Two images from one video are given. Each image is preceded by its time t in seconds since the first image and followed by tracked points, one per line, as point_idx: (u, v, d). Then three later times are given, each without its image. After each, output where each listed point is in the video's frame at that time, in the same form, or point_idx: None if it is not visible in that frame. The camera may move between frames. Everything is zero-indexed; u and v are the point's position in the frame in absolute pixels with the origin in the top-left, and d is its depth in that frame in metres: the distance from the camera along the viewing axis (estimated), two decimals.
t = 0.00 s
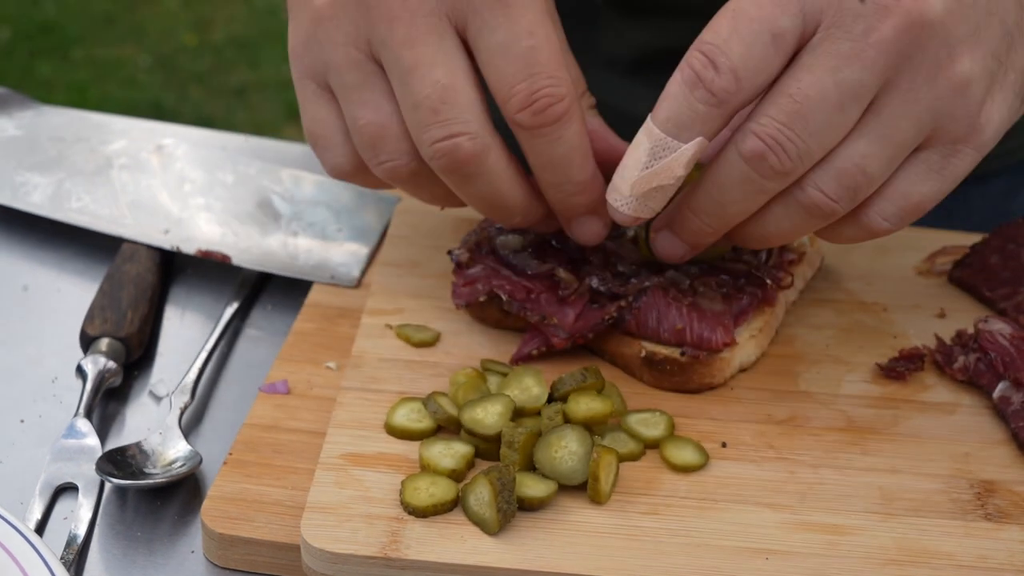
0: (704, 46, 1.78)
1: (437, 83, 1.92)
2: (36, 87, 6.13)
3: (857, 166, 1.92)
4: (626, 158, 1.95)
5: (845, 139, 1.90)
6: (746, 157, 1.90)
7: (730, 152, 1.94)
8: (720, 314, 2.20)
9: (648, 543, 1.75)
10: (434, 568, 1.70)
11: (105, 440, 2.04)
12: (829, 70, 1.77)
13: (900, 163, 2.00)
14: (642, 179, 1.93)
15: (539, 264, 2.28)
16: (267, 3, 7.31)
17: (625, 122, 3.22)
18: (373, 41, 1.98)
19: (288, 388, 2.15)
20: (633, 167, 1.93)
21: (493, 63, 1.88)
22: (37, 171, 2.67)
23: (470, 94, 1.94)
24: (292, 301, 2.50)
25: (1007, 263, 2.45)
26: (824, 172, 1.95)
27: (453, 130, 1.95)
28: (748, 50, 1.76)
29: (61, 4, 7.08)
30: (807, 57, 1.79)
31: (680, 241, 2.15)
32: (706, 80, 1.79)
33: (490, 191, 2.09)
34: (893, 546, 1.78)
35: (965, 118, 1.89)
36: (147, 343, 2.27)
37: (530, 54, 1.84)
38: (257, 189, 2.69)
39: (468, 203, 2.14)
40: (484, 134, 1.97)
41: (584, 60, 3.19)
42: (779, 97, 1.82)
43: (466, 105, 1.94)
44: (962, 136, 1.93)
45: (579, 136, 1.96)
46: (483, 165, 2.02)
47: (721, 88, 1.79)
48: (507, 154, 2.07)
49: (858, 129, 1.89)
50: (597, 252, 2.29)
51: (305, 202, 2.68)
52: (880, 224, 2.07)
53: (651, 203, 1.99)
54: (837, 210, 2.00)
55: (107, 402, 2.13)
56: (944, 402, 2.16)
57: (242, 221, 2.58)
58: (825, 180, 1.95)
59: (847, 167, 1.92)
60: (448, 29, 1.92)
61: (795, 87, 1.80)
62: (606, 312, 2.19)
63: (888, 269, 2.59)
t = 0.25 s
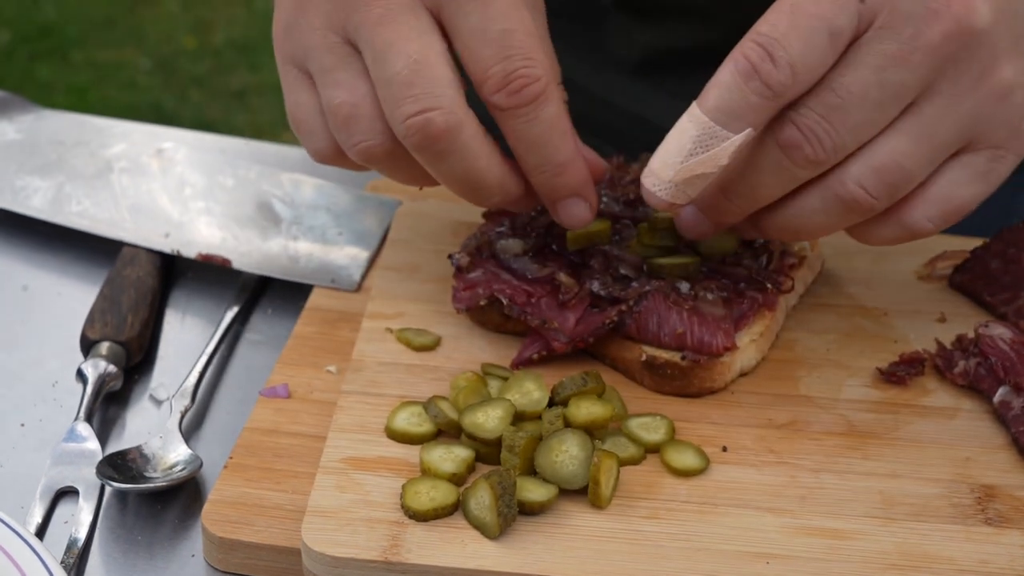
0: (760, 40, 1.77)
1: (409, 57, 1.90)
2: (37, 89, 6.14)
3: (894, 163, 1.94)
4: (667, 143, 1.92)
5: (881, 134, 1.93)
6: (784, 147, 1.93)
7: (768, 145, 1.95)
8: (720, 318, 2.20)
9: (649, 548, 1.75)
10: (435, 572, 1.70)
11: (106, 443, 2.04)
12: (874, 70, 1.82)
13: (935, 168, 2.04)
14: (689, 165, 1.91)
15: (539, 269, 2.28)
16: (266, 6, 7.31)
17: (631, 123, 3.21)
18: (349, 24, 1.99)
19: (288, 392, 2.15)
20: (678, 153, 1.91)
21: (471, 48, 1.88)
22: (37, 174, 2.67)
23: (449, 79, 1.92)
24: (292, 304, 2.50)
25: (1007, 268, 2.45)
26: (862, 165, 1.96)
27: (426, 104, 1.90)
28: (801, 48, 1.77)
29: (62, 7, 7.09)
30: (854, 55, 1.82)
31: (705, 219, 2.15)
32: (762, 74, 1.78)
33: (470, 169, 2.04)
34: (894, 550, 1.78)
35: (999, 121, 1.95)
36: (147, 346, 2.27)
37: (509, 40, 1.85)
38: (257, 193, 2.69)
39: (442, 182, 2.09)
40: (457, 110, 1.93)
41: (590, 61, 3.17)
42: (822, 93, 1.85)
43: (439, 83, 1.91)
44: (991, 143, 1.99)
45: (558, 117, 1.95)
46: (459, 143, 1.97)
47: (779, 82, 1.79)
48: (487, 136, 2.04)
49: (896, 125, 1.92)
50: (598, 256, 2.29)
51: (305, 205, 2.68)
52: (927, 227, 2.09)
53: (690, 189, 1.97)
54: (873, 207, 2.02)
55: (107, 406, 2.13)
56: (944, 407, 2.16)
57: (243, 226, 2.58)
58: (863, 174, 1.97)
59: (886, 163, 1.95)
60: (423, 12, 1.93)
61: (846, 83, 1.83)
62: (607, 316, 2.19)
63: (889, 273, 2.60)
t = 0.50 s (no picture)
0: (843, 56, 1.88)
1: (496, 61, 1.89)
2: (37, 91, 6.15)
3: (984, 164, 2.00)
4: (751, 158, 2.00)
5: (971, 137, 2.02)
6: (869, 159, 2.01)
7: (852, 153, 2.03)
8: (718, 321, 2.20)
9: (647, 550, 1.75)
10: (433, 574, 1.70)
11: (104, 445, 2.04)
12: (960, 77, 1.95)
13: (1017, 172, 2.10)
14: (773, 180, 2.00)
15: (538, 270, 2.28)
16: (265, 9, 7.32)
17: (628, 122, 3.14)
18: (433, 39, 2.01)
19: (287, 394, 2.15)
20: (763, 167, 1.99)
21: (563, 64, 1.91)
22: (36, 177, 2.67)
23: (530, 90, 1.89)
24: (291, 306, 2.50)
25: (1005, 270, 2.45)
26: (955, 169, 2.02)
27: (511, 107, 1.87)
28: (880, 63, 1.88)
29: (62, 9, 7.10)
30: (938, 63, 1.94)
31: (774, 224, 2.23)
32: (857, 83, 1.88)
33: (546, 178, 2.01)
34: (892, 553, 1.78)
35: None
36: (147, 348, 2.28)
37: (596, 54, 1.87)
38: (256, 195, 2.69)
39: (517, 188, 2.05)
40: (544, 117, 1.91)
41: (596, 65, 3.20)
42: (910, 101, 1.95)
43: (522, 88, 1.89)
44: None
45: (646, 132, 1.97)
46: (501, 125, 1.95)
47: (876, 89, 1.89)
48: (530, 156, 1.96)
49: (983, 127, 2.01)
50: (596, 258, 2.30)
51: (304, 208, 2.69)
52: None
53: (774, 201, 2.06)
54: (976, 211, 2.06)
55: (106, 408, 2.13)
56: (942, 409, 2.16)
57: (241, 228, 2.58)
58: (962, 178, 2.01)
59: (984, 162, 2.00)
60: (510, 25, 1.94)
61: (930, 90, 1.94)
62: (605, 318, 2.19)
63: (887, 275, 2.60)
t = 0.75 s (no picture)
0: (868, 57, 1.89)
1: (533, 74, 1.97)
2: (35, 93, 6.15)
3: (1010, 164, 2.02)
4: (777, 160, 2.02)
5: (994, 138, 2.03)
6: (898, 162, 2.02)
7: (880, 155, 2.04)
8: (715, 321, 2.21)
9: (643, 550, 1.76)
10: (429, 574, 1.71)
11: (102, 447, 2.04)
12: (985, 77, 1.97)
13: None
14: (800, 182, 2.02)
15: (535, 271, 2.28)
16: (262, 11, 7.33)
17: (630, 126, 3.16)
18: (462, 41, 2.07)
19: (284, 395, 2.15)
20: (790, 170, 2.01)
21: (585, 64, 1.98)
22: (34, 178, 2.67)
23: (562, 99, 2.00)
24: (289, 307, 2.50)
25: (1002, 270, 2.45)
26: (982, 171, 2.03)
27: (547, 119, 1.98)
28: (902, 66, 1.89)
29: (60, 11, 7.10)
30: (962, 64, 1.97)
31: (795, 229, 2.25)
32: (885, 84, 1.89)
33: (573, 181, 2.11)
34: (887, 552, 1.78)
35: None
36: (145, 350, 2.28)
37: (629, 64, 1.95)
38: (254, 196, 2.69)
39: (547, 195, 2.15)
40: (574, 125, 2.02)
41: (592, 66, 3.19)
42: (938, 103, 1.96)
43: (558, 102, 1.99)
44: None
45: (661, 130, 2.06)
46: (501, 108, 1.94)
47: (902, 90, 1.91)
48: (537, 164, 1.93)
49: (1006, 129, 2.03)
50: (592, 259, 2.30)
51: (302, 209, 2.69)
52: None
53: (799, 203, 2.08)
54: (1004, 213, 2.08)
55: (103, 409, 2.14)
56: (939, 409, 2.16)
57: (238, 230, 2.58)
58: (991, 181, 2.03)
59: (1010, 163, 2.02)
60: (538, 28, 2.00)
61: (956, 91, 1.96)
62: (602, 318, 2.19)
63: (884, 275, 2.61)
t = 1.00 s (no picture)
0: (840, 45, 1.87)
1: (461, 46, 2.02)
2: (35, 95, 6.16)
3: (977, 160, 2.01)
4: (744, 147, 2.02)
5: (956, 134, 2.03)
6: (863, 154, 2.00)
7: (846, 144, 2.02)
8: (714, 322, 2.21)
9: (644, 551, 1.76)
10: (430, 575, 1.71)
11: (102, 448, 2.04)
12: (949, 73, 1.95)
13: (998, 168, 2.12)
14: (766, 170, 2.03)
15: (535, 272, 2.28)
16: (262, 13, 7.33)
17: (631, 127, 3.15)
18: (399, 14, 2.11)
19: (284, 397, 2.15)
20: (756, 158, 2.02)
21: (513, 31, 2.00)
22: (34, 180, 2.68)
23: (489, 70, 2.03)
24: (289, 309, 2.51)
25: (1001, 271, 2.45)
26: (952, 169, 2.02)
27: (473, 89, 2.02)
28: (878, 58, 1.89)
29: (60, 13, 7.11)
30: (927, 59, 1.95)
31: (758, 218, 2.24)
32: (856, 74, 1.88)
33: (514, 148, 2.13)
34: (888, 553, 1.78)
35: None
36: (145, 351, 2.28)
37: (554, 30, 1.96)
38: (254, 198, 2.70)
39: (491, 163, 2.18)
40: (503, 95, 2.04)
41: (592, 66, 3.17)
42: (904, 96, 1.95)
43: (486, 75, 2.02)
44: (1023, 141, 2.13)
45: (600, 91, 2.05)
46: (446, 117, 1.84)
47: (871, 80, 1.89)
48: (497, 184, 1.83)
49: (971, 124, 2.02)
50: (592, 260, 2.29)
51: (302, 210, 2.69)
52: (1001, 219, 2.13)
53: (765, 190, 2.08)
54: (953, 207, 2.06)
55: (104, 411, 2.14)
56: (939, 410, 2.16)
57: (239, 231, 2.59)
58: (955, 176, 2.02)
59: (978, 159, 2.02)
60: None
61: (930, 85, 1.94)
62: (602, 320, 2.19)
63: (884, 277, 2.61)
